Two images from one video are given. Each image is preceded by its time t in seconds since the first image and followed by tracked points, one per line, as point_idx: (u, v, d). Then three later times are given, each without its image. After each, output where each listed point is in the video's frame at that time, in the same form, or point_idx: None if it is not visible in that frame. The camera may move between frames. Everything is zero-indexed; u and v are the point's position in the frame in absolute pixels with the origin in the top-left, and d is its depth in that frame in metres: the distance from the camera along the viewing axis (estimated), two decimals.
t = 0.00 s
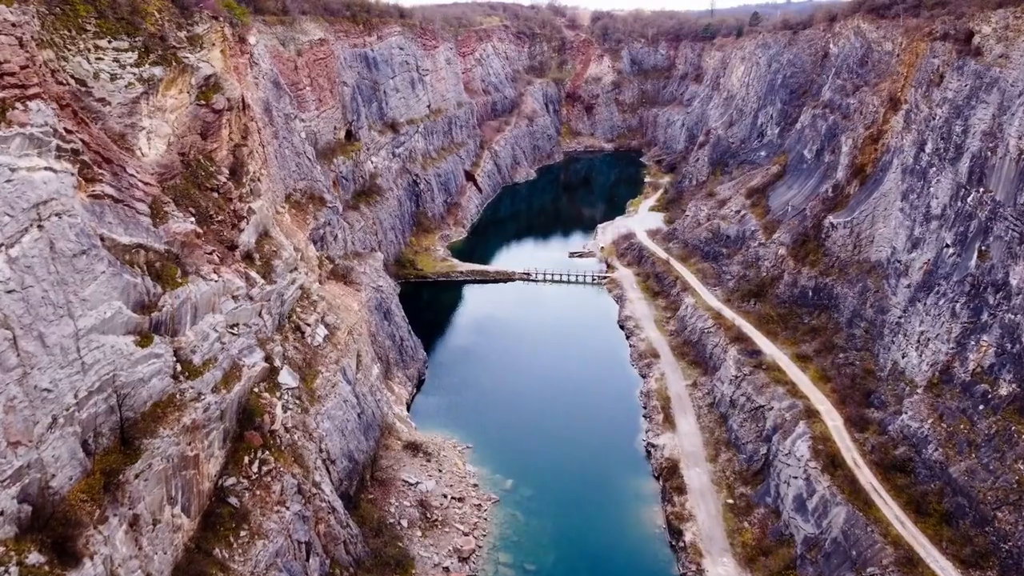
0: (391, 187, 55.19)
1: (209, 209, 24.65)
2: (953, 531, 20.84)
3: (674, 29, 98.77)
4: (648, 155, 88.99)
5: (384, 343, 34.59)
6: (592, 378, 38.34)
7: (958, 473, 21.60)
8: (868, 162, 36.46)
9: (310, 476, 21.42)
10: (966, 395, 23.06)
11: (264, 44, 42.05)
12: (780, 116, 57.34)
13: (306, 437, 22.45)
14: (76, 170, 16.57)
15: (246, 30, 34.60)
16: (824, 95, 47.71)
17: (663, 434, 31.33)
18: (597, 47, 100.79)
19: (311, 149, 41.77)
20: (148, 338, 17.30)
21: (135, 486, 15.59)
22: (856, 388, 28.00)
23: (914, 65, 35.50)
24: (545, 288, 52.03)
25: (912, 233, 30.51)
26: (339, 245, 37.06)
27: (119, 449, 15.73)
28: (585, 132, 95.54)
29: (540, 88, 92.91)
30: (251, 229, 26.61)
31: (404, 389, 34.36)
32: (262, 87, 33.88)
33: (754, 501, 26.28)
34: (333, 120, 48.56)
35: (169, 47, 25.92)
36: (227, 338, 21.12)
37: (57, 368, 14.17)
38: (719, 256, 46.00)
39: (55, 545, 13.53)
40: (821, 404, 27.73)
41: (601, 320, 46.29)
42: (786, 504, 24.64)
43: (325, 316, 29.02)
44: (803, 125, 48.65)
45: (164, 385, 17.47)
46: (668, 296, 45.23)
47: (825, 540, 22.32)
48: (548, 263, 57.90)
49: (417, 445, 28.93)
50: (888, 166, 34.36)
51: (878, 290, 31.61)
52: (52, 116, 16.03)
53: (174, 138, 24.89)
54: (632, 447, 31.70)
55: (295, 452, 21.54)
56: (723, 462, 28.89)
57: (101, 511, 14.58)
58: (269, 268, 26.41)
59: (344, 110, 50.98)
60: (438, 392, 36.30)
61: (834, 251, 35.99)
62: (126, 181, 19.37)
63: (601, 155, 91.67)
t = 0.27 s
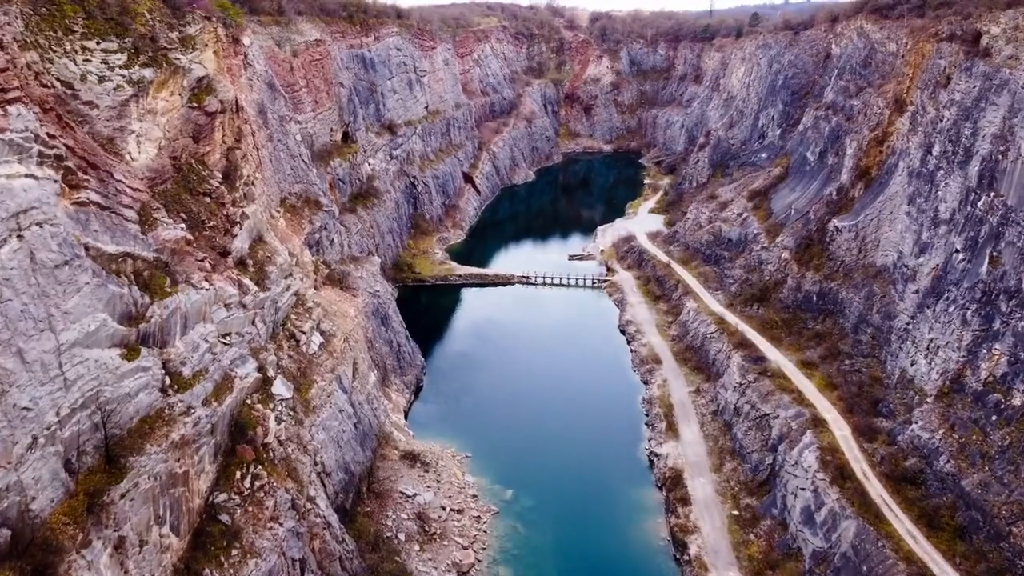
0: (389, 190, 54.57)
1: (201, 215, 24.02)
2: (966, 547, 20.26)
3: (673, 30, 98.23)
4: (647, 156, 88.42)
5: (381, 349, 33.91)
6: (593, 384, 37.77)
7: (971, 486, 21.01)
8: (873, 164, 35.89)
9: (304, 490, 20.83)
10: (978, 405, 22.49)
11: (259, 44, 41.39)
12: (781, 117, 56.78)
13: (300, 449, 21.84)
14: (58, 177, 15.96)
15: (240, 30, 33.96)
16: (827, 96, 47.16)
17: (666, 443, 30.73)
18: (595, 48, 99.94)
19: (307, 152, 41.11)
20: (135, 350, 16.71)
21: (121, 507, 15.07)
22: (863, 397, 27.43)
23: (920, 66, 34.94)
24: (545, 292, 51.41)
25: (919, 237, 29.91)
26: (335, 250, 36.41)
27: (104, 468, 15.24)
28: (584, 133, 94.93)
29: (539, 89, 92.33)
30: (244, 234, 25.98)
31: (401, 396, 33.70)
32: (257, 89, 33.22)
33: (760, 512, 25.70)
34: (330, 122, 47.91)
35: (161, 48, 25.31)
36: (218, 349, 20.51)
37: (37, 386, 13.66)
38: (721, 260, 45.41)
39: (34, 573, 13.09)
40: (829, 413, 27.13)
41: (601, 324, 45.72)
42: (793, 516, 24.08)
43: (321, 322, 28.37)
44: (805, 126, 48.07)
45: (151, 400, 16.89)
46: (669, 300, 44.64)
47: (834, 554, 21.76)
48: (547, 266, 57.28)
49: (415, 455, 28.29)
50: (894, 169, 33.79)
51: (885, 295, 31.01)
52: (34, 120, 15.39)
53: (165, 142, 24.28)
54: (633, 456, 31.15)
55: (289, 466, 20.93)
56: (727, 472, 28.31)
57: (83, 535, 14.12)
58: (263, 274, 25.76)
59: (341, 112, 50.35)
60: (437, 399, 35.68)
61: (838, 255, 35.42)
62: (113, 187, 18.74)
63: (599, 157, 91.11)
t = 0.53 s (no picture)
0: (384, 192, 53.94)
1: (192, 220, 23.39)
2: (978, 561, 19.71)
3: (671, 30, 97.82)
4: (645, 157, 87.96)
5: (377, 356, 33.27)
6: (592, 390, 37.22)
7: (982, 499, 20.49)
8: (876, 167, 35.37)
9: (298, 505, 20.27)
10: (989, 414, 21.97)
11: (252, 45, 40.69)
12: (781, 118, 56.33)
13: (293, 462, 21.22)
14: (40, 185, 15.37)
15: (232, 31, 33.29)
16: (828, 97, 46.69)
17: (667, 451, 30.18)
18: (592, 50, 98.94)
19: (302, 154, 40.47)
20: (121, 363, 16.16)
21: (105, 528, 14.54)
22: (869, 405, 26.88)
23: (923, 68, 34.48)
24: (543, 295, 50.83)
25: (925, 241, 29.41)
26: (330, 254, 35.75)
27: (88, 487, 14.71)
28: (581, 134, 94.41)
29: (536, 90, 91.78)
30: (236, 239, 25.34)
31: (397, 404, 33.06)
32: (250, 91, 32.56)
33: (764, 523, 25.17)
34: (325, 124, 47.28)
35: (150, 50, 24.69)
36: (208, 359, 19.91)
37: (16, 404, 13.15)
38: (720, 263, 44.91)
39: None
40: (834, 421, 26.61)
41: (600, 328, 45.15)
42: (799, 528, 23.58)
43: (315, 329, 27.71)
44: (805, 128, 47.60)
45: (138, 414, 16.35)
46: (669, 304, 44.11)
47: (842, 568, 21.25)
48: (545, 269, 56.71)
49: (411, 465, 27.69)
50: (898, 172, 33.30)
51: (889, 300, 30.50)
52: (14, 125, 14.80)
53: (155, 145, 23.66)
54: (634, 465, 30.56)
55: (281, 480, 20.33)
56: (730, 481, 27.77)
57: (65, 559, 13.62)
58: (256, 281, 25.11)
59: (336, 113, 49.68)
60: (433, 406, 35.07)
61: (841, 259, 34.92)
62: (98, 193, 18.11)
63: (596, 158, 90.56)
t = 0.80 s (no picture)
0: (377, 195, 53.29)
1: (178, 227, 22.73)
2: (985, 574, 19.26)
3: (664, 31, 97.47)
4: (639, 159, 87.56)
5: (369, 363, 32.63)
6: (588, 396, 36.71)
7: (989, 510, 20.02)
8: (875, 169, 34.94)
9: (287, 521, 19.78)
10: (994, 423, 21.54)
11: (242, 46, 39.99)
12: (777, 120, 55.95)
13: (282, 476, 20.70)
14: (15, 192, 14.74)
15: (221, 32, 32.62)
16: (824, 98, 46.31)
17: (665, 459, 29.66)
18: (586, 50, 99.32)
19: (292, 157, 39.80)
20: (102, 378, 15.57)
21: (83, 552, 14.01)
22: (870, 412, 26.42)
23: (923, 69, 34.08)
24: (538, 298, 50.28)
25: (925, 245, 28.97)
26: (321, 259, 35.09)
27: (65, 509, 14.15)
28: (575, 135, 93.95)
29: (529, 91, 91.25)
30: (223, 245, 24.72)
31: (390, 411, 32.43)
32: (239, 93, 31.89)
33: (765, 534, 24.68)
34: (316, 126, 46.61)
35: (135, 51, 24.02)
36: (194, 371, 19.35)
37: None
38: (717, 266, 44.45)
39: None
40: (835, 430, 26.15)
41: (595, 332, 44.65)
42: (800, 540, 23.16)
43: (305, 337, 27.07)
44: (802, 129, 47.18)
45: (119, 431, 15.78)
46: (665, 308, 43.62)
47: None
48: (540, 272, 56.17)
49: (404, 476, 27.10)
50: (897, 175, 32.88)
51: (889, 305, 30.06)
52: None
53: (141, 149, 23.00)
54: (632, 473, 30.05)
55: (270, 495, 19.82)
56: (730, 490, 27.27)
57: None
58: (244, 288, 24.46)
59: (328, 115, 49.00)
60: (426, 413, 34.46)
61: (840, 263, 34.47)
62: (77, 201, 17.48)
63: (591, 160, 90.07)
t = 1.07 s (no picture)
0: (368, 197, 52.67)
1: (162, 233, 22.12)
2: None
3: (656, 32, 97.15)
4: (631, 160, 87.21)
5: (360, 370, 32.01)
6: (583, 401, 36.26)
7: (994, 519, 19.62)
8: (871, 171, 34.62)
9: (275, 539, 19.51)
10: (998, 430, 21.16)
11: (228, 47, 39.29)
12: (770, 121, 55.65)
13: (271, 491, 20.33)
14: None
15: (207, 33, 31.95)
16: (818, 99, 45.99)
17: (662, 466, 29.20)
18: (578, 51, 98.96)
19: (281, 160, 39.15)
20: (80, 394, 15.16)
21: None
22: (870, 418, 26.06)
23: (919, 70, 33.78)
24: (531, 302, 49.78)
25: (924, 248, 28.62)
26: (311, 264, 34.46)
27: (43, 532, 13.76)
28: (567, 137, 93.53)
29: (521, 92, 90.75)
30: (210, 252, 24.11)
31: (382, 419, 31.82)
32: (225, 95, 31.22)
33: (765, 543, 24.26)
34: (306, 128, 45.96)
35: (118, 53, 23.44)
36: (178, 384, 18.82)
37: None
38: (711, 269, 44.05)
39: None
40: (835, 437, 25.75)
41: (589, 334, 44.34)
42: (799, 550, 22.86)
43: (294, 345, 26.45)
44: (796, 131, 46.86)
45: (99, 449, 15.39)
46: (660, 311, 43.19)
47: None
48: (533, 275, 55.66)
49: (396, 486, 26.57)
50: (893, 177, 32.55)
51: (887, 308, 29.70)
52: None
53: (124, 154, 22.42)
54: (628, 478, 29.79)
55: (258, 511, 19.49)
56: (728, 498, 26.83)
57: None
58: (230, 296, 23.84)
59: (317, 117, 48.33)
60: (418, 421, 33.89)
61: (836, 266, 34.11)
62: (54, 208, 16.94)
63: (583, 161, 89.69)
